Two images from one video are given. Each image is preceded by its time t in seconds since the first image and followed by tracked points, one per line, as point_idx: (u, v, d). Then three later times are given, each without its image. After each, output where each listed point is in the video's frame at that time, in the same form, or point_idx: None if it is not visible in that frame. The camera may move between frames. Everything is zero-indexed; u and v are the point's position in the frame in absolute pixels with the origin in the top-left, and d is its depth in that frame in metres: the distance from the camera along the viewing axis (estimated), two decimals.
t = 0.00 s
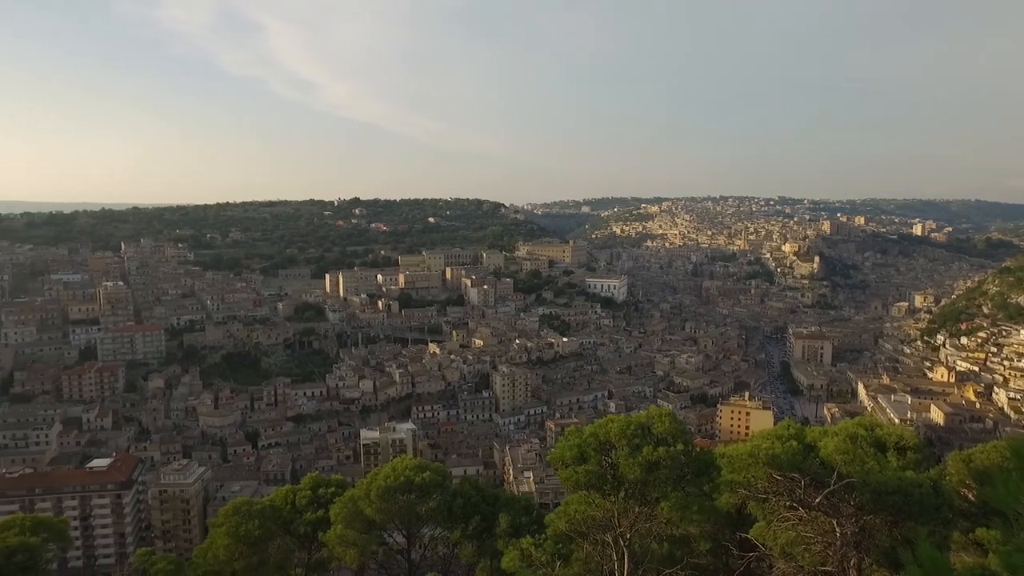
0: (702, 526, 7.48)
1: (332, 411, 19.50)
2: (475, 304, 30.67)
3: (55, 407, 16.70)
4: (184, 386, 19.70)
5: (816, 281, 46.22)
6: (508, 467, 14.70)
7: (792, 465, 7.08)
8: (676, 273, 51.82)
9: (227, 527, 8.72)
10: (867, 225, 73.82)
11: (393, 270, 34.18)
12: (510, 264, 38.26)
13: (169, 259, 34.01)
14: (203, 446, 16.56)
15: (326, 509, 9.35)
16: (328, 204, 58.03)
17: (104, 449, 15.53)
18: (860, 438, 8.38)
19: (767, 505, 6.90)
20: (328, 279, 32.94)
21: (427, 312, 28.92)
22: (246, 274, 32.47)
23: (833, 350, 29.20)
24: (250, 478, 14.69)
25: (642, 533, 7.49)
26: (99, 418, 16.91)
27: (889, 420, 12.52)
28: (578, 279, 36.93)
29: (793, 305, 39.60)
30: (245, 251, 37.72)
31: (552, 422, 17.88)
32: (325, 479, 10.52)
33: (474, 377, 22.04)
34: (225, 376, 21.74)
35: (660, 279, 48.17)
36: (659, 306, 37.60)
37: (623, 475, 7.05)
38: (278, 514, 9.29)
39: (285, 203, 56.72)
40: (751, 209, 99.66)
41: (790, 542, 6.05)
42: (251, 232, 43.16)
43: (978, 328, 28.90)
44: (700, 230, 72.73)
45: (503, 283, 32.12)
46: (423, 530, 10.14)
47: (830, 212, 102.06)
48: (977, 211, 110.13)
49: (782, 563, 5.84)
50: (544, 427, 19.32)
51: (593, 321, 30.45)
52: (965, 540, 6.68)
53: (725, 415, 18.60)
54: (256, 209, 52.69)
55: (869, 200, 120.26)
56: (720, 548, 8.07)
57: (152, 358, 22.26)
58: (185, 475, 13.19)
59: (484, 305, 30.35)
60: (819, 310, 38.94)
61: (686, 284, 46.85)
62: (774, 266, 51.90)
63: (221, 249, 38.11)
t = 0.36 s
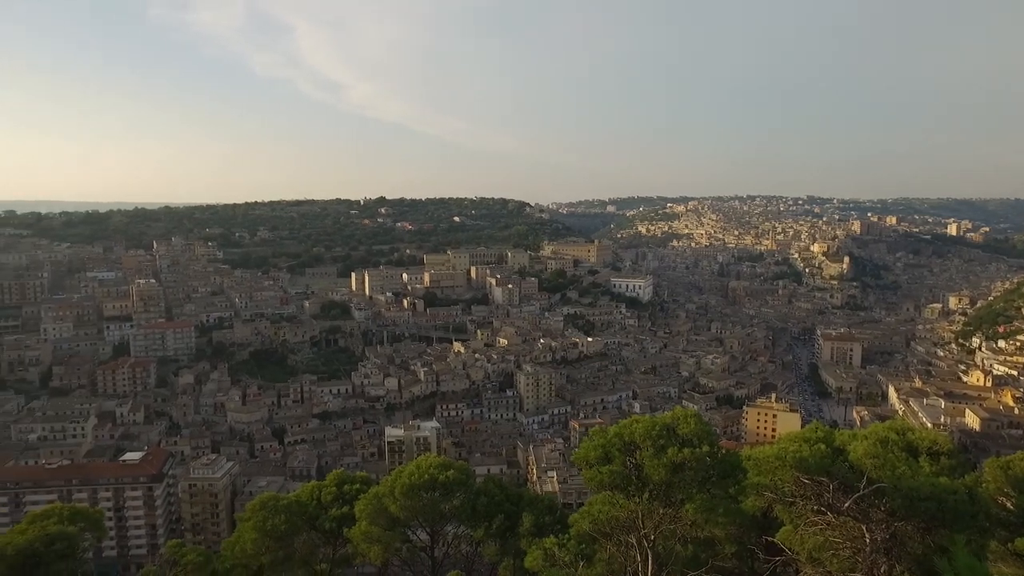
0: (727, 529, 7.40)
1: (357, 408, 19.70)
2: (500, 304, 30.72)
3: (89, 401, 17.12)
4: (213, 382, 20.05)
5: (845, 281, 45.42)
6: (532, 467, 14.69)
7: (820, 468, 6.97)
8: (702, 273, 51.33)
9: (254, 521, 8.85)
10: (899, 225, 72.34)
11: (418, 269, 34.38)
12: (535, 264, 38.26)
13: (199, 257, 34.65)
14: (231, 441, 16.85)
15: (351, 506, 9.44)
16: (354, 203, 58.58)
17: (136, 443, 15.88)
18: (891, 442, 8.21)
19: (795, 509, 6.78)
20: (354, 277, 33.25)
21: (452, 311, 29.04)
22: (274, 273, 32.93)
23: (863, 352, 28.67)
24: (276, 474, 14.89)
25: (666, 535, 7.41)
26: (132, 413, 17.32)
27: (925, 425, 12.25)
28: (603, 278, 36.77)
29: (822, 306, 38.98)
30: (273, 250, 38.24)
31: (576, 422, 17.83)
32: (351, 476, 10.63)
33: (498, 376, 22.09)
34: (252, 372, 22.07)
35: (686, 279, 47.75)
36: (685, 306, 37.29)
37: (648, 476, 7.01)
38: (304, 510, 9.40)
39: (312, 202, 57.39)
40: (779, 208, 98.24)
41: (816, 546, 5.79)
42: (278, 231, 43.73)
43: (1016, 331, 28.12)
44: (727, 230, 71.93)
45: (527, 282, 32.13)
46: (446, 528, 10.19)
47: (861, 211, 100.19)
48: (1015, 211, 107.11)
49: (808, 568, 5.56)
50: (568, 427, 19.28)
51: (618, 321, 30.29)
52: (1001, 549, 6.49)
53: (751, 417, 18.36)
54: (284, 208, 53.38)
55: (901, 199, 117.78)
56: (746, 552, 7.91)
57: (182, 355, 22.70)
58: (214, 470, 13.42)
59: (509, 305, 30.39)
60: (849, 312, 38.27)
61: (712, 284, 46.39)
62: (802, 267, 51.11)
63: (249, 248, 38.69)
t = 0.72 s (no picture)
0: (750, 533, 7.30)
1: (379, 407, 19.85)
2: (522, 303, 30.75)
3: (119, 397, 17.49)
4: (239, 379, 20.34)
5: (873, 282, 44.69)
6: (553, 466, 14.69)
7: (846, 473, 6.87)
8: (726, 273, 50.87)
9: (278, 517, 8.96)
10: (929, 225, 70.96)
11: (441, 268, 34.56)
12: (557, 264, 38.22)
13: (226, 256, 35.19)
14: (256, 438, 17.08)
15: (373, 503, 9.53)
16: (377, 203, 59.04)
17: (164, 438, 16.18)
18: (921, 446, 8.05)
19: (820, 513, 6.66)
20: (376, 276, 33.53)
21: (474, 311, 29.13)
22: (298, 272, 33.30)
23: (891, 354, 28.20)
24: (300, 470, 15.07)
25: (688, 537, 7.34)
26: (160, 408, 17.65)
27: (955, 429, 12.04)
28: (626, 278, 36.62)
29: (848, 307, 38.40)
30: (297, 249, 38.70)
31: (598, 423, 17.78)
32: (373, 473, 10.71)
33: (520, 375, 22.13)
34: (276, 369, 22.35)
35: (709, 279, 47.37)
36: (708, 306, 37.00)
37: (669, 477, 6.98)
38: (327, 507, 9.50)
39: (336, 202, 57.95)
40: (804, 208, 96.94)
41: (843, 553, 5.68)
42: (303, 231, 44.22)
43: None
44: (751, 230, 71.20)
45: (549, 282, 32.11)
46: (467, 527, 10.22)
47: (889, 211, 98.41)
48: None
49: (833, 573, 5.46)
50: (589, 428, 19.23)
51: (640, 321, 30.14)
52: None
53: (775, 419, 18.18)
54: (308, 207, 53.94)
55: (930, 199, 115.46)
56: (769, 556, 7.80)
57: (208, 352, 23.07)
58: (239, 465, 13.63)
59: (531, 304, 30.41)
60: (876, 313, 37.65)
61: (736, 284, 45.93)
62: (828, 267, 50.39)
63: (274, 247, 39.19)
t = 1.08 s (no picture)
0: (773, 536, 7.20)
1: (400, 405, 19.96)
2: (542, 303, 30.73)
3: (146, 392, 17.83)
4: (261, 376, 20.60)
5: (900, 283, 43.94)
6: (573, 466, 14.68)
7: (871, 477, 6.76)
8: (749, 273, 50.38)
9: (299, 513, 9.03)
10: (958, 225, 69.58)
11: (462, 267, 34.68)
12: (577, 263, 38.14)
13: (250, 255, 35.66)
14: (278, 435, 17.27)
15: (393, 501, 9.59)
16: (399, 202, 59.41)
17: (188, 433, 16.44)
18: (949, 451, 7.89)
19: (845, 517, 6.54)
20: (398, 275, 33.73)
21: (494, 310, 29.19)
22: (320, 270, 33.61)
23: (918, 357, 27.72)
24: (321, 467, 15.21)
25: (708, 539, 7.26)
26: (185, 404, 17.92)
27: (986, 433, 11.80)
28: (647, 278, 36.43)
29: (874, 308, 37.82)
30: (319, 248, 39.07)
31: (618, 423, 17.71)
32: (393, 471, 10.78)
33: (540, 375, 22.16)
34: (298, 367, 22.59)
35: (732, 279, 46.95)
36: (731, 307, 36.70)
37: (690, 478, 6.91)
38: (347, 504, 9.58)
39: (358, 201, 58.42)
40: (829, 208, 95.59)
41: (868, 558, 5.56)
42: (325, 230, 44.64)
43: None
44: (774, 230, 70.41)
45: (570, 281, 32.05)
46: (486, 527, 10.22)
47: (916, 211, 96.63)
48: None
49: None
50: (610, 428, 19.15)
51: (661, 321, 29.96)
52: None
53: (798, 422, 18.02)
54: (330, 207, 54.45)
55: (959, 198, 113.18)
56: (791, 560, 7.68)
57: (232, 349, 23.39)
58: (261, 462, 13.80)
59: (552, 304, 30.39)
60: (903, 314, 37.03)
61: (759, 284, 45.43)
62: (853, 268, 49.65)
63: (297, 245, 39.61)
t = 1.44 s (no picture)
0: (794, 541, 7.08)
1: (419, 404, 20.04)
2: (561, 302, 30.69)
3: (169, 389, 18.11)
4: (282, 374, 20.82)
5: (925, 284, 43.20)
6: (590, 466, 14.65)
7: (895, 481, 6.66)
8: (769, 273, 49.90)
9: (318, 509, 9.11)
10: (986, 225, 68.22)
11: (481, 267, 34.76)
12: (596, 263, 38.03)
13: (271, 254, 36.06)
14: (297, 432, 17.45)
15: (411, 499, 9.65)
16: (418, 202, 59.69)
17: (210, 430, 16.66)
18: (976, 454, 7.73)
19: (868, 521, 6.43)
20: (417, 275, 33.89)
21: (513, 309, 29.20)
22: (340, 270, 33.87)
23: (943, 359, 27.25)
24: (340, 465, 15.32)
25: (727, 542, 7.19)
26: (207, 401, 18.18)
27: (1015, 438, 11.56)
28: (666, 278, 36.23)
29: (898, 310, 37.24)
30: (339, 247, 39.38)
31: (637, 423, 17.63)
32: (412, 469, 10.84)
33: (559, 375, 22.17)
34: (318, 365, 22.79)
35: (752, 280, 46.54)
36: (751, 307, 36.39)
37: (710, 480, 6.85)
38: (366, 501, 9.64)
39: (377, 201, 58.81)
40: (852, 208, 94.27)
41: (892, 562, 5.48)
42: (344, 229, 45.00)
43: None
44: (796, 230, 69.63)
45: (589, 281, 31.97)
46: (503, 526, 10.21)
47: (942, 211, 94.93)
48: None
49: None
50: (628, 429, 19.08)
51: (680, 322, 29.77)
52: None
53: (819, 424, 17.80)
54: (350, 206, 54.86)
55: (986, 198, 111.02)
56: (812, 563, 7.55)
57: (253, 347, 23.67)
58: (281, 458, 13.95)
59: (570, 304, 30.35)
60: (928, 316, 36.41)
61: (780, 285, 44.95)
62: (877, 269, 48.94)
63: (317, 245, 39.97)
